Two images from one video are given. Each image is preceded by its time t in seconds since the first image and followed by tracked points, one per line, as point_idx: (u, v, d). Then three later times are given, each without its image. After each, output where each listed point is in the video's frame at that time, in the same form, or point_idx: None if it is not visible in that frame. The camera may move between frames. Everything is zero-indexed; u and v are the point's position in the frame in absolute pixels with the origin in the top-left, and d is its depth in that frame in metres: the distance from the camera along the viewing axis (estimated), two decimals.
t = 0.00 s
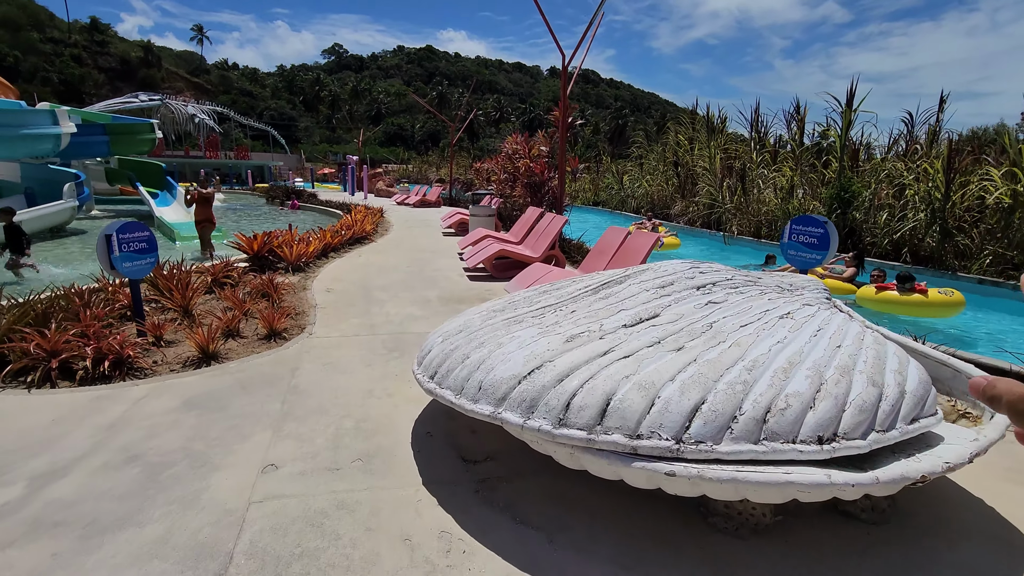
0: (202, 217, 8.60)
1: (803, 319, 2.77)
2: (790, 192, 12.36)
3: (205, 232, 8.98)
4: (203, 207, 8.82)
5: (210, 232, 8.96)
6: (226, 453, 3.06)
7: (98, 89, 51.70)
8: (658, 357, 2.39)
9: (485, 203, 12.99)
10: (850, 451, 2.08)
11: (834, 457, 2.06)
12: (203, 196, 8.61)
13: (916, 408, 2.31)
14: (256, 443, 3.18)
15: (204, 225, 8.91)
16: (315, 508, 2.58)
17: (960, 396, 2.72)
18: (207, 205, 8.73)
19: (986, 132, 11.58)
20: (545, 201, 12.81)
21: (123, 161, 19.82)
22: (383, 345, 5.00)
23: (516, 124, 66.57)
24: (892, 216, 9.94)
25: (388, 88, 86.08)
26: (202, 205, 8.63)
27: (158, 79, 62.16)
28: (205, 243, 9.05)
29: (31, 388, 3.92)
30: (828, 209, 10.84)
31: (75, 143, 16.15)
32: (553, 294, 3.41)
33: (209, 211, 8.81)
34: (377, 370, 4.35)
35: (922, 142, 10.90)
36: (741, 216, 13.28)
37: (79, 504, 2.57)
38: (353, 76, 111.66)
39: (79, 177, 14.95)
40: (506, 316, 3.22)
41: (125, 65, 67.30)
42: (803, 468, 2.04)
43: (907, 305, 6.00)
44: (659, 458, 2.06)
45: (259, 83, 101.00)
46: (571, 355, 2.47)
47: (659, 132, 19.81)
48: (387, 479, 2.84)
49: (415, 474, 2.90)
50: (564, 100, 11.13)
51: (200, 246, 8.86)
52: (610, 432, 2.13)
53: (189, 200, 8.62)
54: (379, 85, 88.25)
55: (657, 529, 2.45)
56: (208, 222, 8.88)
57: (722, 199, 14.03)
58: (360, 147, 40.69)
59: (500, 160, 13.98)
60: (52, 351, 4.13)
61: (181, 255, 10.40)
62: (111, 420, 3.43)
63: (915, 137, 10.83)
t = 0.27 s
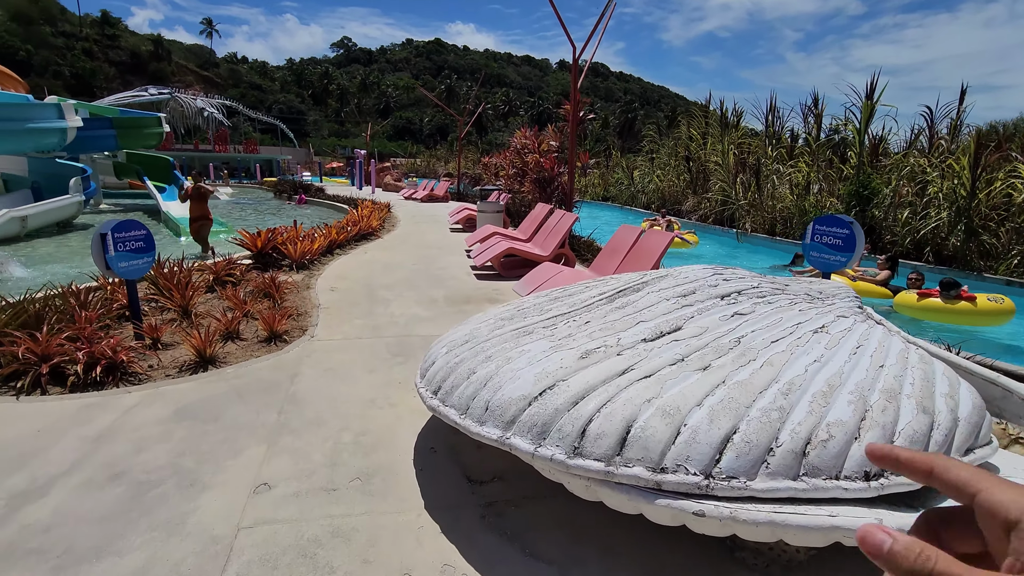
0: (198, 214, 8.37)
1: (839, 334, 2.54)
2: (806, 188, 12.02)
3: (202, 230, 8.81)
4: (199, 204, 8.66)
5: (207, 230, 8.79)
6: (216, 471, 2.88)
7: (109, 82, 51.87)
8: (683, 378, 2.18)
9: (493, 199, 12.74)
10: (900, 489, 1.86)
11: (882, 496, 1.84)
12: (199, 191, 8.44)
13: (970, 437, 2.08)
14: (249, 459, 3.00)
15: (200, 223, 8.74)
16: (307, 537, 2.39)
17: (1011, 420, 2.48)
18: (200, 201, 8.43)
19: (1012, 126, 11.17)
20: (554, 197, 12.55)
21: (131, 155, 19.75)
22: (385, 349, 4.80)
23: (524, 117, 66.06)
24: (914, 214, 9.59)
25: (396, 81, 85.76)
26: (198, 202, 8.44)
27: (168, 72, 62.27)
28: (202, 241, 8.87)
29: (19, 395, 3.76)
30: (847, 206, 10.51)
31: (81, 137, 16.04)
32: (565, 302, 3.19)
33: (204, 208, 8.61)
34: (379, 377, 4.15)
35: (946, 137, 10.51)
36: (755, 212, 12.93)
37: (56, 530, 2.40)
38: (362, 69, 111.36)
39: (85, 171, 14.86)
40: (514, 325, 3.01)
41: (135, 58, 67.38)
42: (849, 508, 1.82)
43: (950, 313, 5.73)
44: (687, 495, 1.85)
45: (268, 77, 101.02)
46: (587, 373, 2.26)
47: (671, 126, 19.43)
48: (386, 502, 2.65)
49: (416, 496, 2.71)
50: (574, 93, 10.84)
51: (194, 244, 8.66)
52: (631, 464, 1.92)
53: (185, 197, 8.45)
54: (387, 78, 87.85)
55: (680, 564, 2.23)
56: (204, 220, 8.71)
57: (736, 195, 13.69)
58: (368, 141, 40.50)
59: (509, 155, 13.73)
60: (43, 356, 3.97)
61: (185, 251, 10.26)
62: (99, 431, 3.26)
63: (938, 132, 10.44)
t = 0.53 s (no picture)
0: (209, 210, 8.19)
1: (904, 347, 2.28)
2: (839, 184, 11.55)
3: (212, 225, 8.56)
4: (210, 200, 8.45)
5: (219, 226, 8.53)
6: (225, 482, 2.73)
7: (137, 77, 52.94)
8: (734, 399, 1.94)
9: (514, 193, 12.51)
10: (991, 534, 1.62)
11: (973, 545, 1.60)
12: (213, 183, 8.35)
13: None
14: (259, 471, 2.84)
15: (211, 218, 8.55)
16: (318, 562, 2.22)
17: None
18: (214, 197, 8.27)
19: None
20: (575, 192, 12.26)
21: (155, 148, 19.94)
22: (403, 351, 4.63)
23: (544, 111, 65.54)
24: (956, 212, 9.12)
25: (417, 75, 85.82)
26: (209, 196, 8.23)
27: (193, 66, 63.21)
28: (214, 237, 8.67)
29: (31, 394, 3.66)
30: (883, 203, 10.05)
31: (106, 130, 16.19)
32: (595, 308, 2.97)
33: (215, 203, 8.40)
34: (395, 382, 3.97)
35: (991, 131, 9.98)
36: (784, 208, 12.50)
37: (55, 546, 2.26)
38: (382, 63, 111.71)
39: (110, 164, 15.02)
40: (541, 334, 2.81)
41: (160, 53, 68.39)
42: (933, 558, 1.58)
43: (1017, 322, 5.40)
44: (743, 539, 1.63)
45: (290, 71, 102.06)
46: (624, 391, 2.04)
47: (695, 119, 18.97)
48: (402, 522, 2.47)
49: (435, 517, 2.52)
50: (597, 85, 10.52)
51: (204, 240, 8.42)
52: (677, 499, 1.70)
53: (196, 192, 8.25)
54: (407, 72, 87.84)
55: None
56: (214, 216, 8.46)
57: (764, 190, 13.26)
58: (388, 134, 40.54)
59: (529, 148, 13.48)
60: (57, 355, 3.88)
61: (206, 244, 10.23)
62: (107, 437, 3.12)
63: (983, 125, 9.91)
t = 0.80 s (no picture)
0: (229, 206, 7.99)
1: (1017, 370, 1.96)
2: (891, 181, 10.91)
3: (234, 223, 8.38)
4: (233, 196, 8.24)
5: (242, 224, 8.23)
6: (250, 494, 2.59)
7: (180, 74, 54.48)
8: (820, 429, 1.68)
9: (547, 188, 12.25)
10: None
11: None
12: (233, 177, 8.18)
13: None
14: (285, 482, 2.69)
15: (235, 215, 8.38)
16: None
17: None
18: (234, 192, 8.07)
19: None
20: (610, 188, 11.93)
21: (194, 143, 20.35)
22: (433, 353, 4.45)
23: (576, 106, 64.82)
24: None
25: (449, 70, 85.99)
26: (230, 192, 8.01)
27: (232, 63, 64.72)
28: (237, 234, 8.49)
29: (61, 392, 3.61)
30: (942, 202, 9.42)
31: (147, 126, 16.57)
32: (646, 316, 2.72)
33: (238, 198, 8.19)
34: (427, 386, 3.80)
35: None
36: (831, 206, 11.90)
37: (72, 560, 2.15)
38: (415, 59, 112.40)
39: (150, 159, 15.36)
40: (586, 344, 2.57)
41: (201, 51, 70.15)
42: None
43: None
44: None
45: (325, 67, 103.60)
46: (688, 416, 1.79)
47: (734, 113, 18.33)
48: (434, 546, 2.28)
49: (471, 542, 2.33)
50: (635, 77, 10.16)
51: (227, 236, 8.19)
52: (758, 550, 1.46)
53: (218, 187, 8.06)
54: (438, 66, 88.02)
55: None
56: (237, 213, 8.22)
57: (809, 187, 12.66)
58: (420, 130, 40.67)
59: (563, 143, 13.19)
60: (88, 351, 3.83)
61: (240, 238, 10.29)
62: (133, 439, 3.03)
63: None
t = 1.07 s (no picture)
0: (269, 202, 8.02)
1: None
2: (977, 181, 10.01)
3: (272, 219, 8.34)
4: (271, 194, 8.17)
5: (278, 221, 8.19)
6: (292, 512, 2.48)
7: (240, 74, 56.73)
8: (958, 491, 1.37)
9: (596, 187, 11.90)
10: None
11: None
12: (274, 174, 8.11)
13: None
14: (329, 500, 2.56)
15: (272, 212, 8.32)
16: None
17: None
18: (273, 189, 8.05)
19: None
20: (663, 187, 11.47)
21: (252, 141, 21.02)
22: (482, 361, 4.28)
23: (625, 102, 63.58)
24: None
25: (497, 67, 86.02)
26: (270, 190, 7.98)
27: (289, 64, 66.88)
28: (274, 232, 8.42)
29: (115, 391, 3.63)
30: None
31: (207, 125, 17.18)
32: (723, 334, 2.43)
33: (276, 196, 8.12)
34: (475, 398, 3.62)
35: None
36: (906, 208, 11.05)
37: None
38: (464, 56, 113.15)
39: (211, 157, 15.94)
40: (655, 365, 2.32)
41: (260, 52, 72.83)
42: None
43: None
44: None
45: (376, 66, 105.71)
46: (788, 465, 1.53)
47: (797, 108, 17.37)
48: None
49: None
50: (693, 71, 9.68)
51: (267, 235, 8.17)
52: None
53: (257, 184, 8.01)
54: (487, 63, 88.26)
55: None
56: (275, 210, 8.15)
57: (881, 187, 11.81)
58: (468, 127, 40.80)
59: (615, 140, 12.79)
60: (142, 350, 3.85)
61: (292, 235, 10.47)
62: (181, 444, 2.98)
63: None
